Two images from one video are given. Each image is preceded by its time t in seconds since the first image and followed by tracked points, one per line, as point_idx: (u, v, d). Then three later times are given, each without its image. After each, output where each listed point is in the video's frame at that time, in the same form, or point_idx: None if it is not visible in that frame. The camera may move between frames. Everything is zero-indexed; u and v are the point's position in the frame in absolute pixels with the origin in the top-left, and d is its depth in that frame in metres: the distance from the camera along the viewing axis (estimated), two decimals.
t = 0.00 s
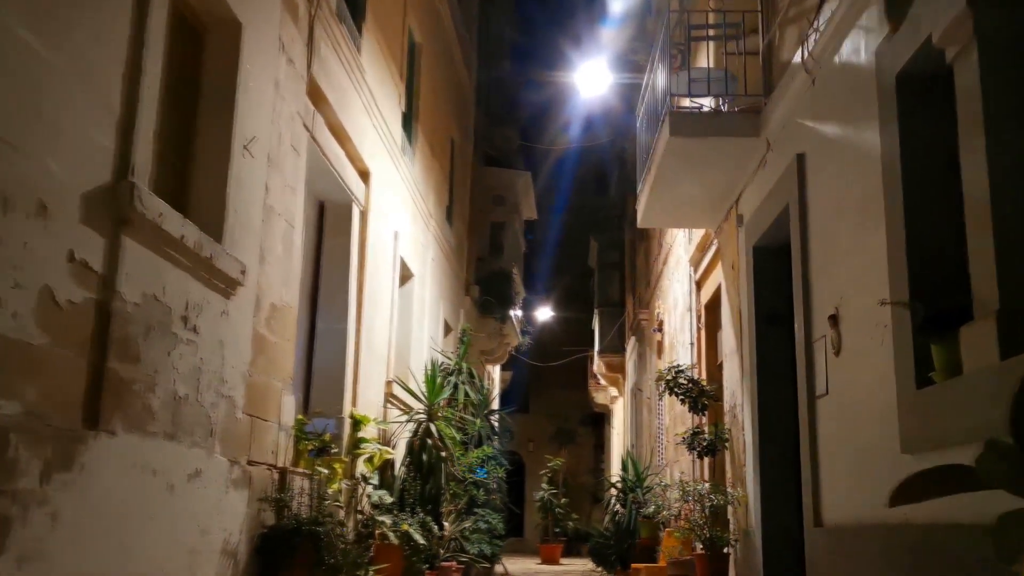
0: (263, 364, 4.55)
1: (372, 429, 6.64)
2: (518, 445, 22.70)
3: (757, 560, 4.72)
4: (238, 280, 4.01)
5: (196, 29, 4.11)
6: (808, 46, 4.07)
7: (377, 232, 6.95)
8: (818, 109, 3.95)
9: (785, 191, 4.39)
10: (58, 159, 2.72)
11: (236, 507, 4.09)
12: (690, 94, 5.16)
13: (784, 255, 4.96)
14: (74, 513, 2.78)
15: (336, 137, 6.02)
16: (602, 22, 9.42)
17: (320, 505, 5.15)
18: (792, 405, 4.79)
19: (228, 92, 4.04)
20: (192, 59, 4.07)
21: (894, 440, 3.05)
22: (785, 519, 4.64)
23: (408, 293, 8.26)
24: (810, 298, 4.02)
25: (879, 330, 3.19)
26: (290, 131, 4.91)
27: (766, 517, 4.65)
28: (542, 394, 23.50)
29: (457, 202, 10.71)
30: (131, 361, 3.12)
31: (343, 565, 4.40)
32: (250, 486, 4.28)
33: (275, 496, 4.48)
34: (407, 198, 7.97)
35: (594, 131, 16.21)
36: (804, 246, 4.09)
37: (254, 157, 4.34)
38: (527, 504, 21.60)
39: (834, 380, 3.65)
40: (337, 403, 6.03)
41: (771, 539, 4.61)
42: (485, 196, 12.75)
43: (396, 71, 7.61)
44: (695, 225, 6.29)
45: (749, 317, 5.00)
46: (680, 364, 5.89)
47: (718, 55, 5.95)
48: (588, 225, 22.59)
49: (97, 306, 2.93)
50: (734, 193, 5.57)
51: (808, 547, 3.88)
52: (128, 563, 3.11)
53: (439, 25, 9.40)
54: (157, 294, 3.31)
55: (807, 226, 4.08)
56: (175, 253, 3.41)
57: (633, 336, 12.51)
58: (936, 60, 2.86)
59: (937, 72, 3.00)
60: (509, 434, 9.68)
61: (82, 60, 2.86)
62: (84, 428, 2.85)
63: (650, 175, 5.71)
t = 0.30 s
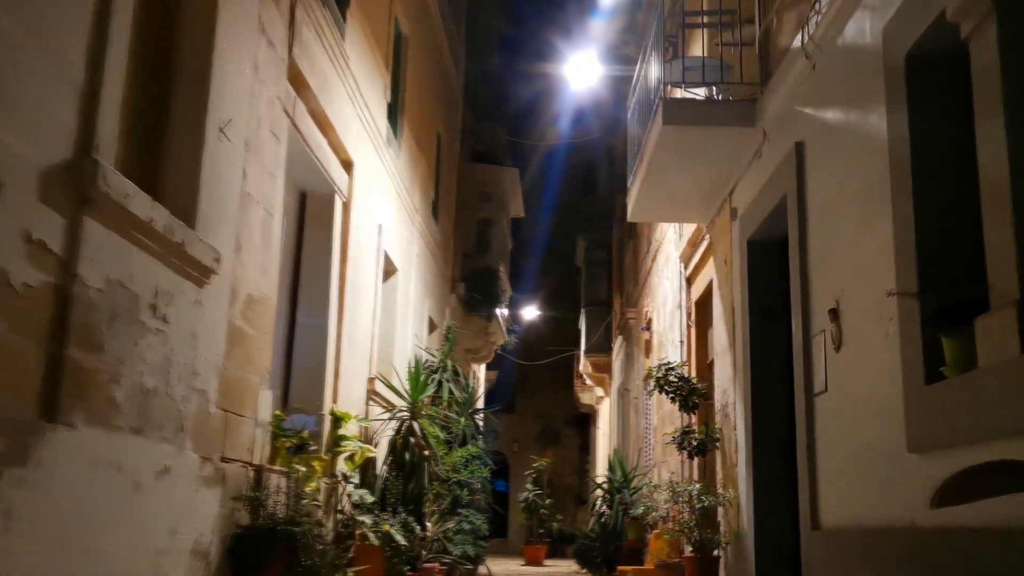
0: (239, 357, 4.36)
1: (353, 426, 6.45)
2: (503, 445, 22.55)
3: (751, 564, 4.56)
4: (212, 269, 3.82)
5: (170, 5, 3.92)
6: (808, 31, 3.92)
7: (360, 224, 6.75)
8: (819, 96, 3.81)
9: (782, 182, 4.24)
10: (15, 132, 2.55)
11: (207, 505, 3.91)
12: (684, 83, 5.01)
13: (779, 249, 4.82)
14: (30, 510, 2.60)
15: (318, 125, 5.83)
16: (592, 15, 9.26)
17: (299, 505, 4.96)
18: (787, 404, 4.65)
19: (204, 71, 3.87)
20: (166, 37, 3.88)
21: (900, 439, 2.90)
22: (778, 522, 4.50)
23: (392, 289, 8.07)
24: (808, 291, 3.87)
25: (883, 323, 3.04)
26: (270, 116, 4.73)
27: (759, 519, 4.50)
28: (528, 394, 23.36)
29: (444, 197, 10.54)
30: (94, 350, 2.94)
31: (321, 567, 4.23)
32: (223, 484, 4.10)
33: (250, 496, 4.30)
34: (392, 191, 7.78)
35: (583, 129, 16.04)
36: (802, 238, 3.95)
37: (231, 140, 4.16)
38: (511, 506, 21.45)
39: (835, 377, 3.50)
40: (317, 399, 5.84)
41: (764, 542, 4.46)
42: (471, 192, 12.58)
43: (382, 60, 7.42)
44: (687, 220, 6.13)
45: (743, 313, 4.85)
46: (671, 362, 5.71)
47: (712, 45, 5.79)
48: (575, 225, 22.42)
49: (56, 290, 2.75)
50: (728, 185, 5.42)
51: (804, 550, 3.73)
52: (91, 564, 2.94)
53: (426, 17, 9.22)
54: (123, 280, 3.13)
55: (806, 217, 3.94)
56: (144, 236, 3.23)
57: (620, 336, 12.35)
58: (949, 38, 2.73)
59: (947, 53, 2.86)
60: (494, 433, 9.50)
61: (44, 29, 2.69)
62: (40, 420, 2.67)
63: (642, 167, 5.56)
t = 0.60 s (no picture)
0: (217, 352, 4.19)
1: (338, 425, 6.28)
2: (493, 444, 22.41)
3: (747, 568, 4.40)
4: (185, 260, 3.65)
5: None
6: (811, 15, 3.76)
7: (346, 217, 6.56)
8: (823, 82, 3.65)
9: (782, 172, 4.08)
10: None
11: (179, 507, 3.75)
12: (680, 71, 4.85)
13: (778, 243, 4.66)
14: None
15: (303, 114, 5.64)
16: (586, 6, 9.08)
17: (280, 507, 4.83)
18: (786, 404, 4.49)
19: (179, 53, 3.69)
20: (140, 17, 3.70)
21: (910, 441, 2.75)
22: (778, 525, 4.34)
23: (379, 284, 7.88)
24: (810, 286, 3.71)
25: (891, 319, 2.89)
26: (251, 102, 4.55)
27: (756, 523, 4.34)
28: (518, 392, 23.21)
29: (435, 191, 10.36)
30: (55, 344, 2.76)
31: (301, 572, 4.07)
32: (198, 486, 3.94)
33: (227, 498, 4.14)
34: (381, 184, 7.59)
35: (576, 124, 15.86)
36: (804, 230, 3.79)
37: (208, 125, 3.98)
38: (501, 505, 21.31)
39: (839, 375, 3.34)
40: (300, 397, 5.67)
41: (763, 546, 4.30)
42: (460, 188, 12.40)
43: (370, 50, 7.23)
44: (683, 214, 5.96)
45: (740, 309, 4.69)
46: (665, 360, 5.53)
47: (709, 34, 5.63)
48: (567, 222, 22.24)
49: (13, 280, 2.57)
50: (725, 178, 5.25)
51: (804, 554, 3.58)
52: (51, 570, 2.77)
53: (416, 7, 9.03)
54: (88, 270, 2.95)
55: (808, 209, 3.78)
56: (112, 224, 3.05)
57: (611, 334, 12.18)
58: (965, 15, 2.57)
59: (962, 33, 2.70)
60: (484, 432, 9.33)
61: None
62: None
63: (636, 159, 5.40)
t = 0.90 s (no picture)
0: (197, 345, 4.02)
1: (325, 421, 6.10)
2: (483, 441, 22.28)
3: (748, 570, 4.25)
4: (161, 247, 3.48)
5: None
6: None
7: (335, 208, 6.37)
8: (831, 64, 3.50)
9: (786, 159, 3.94)
10: None
11: (154, 506, 3.60)
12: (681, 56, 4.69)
13: (780, 235, 4.50)
14: None
15: (290, 100, 5.46)
16: None
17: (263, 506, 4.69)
18: (789, 399, 4.34)
19: (156, 32, 3.54)
20: None
21: (928, 437, 2.61)
22: (783, 524, 4.19)
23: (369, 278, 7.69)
24: (818, 276, 3.57)
25: (906, 311, 2.75)
26: (234, 85, 4.38)
27: (758, 523, 4.19)
28: (508, 390, 23.05)
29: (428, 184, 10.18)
30: (20, 334, 2.60)
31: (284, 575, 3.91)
32: (174, 484, 3.77)
33: (208, 497, 3.98)
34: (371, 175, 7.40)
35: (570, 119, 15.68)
36: (811, 218, 3.65)
37: (188, 107, 3.81)
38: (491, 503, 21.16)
39: (850, 368, 3.20)
40: (286, 392, 5.49)
41: (766, 546, 4.15)
42: (452, 181, 12.22)
43: (360, 36, 7.04)
44: (681, 206, 5.80)
45: (741, 302, 4.54)
46: (662, 354, 5.36)
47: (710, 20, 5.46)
48: (559, 218, 22.05)
49: None
50: (726, 168, 5.10)
51: (810, 556, 3.44)
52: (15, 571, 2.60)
53: None
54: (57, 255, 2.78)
55: (815, 197, 3.64)
56: (82, 206, 2.89)
57: (604, 331, 12.01)
58: None
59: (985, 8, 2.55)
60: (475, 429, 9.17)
61: None
62: None
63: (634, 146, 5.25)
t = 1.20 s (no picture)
0: (177, 341, 3.83)
1: (313, 422, 5.91)
2: (474, 443, 22.10)
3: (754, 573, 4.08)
4: (139, 237, 3.30)
5: None
6: None
7: (324, 202, 6.17)
8: (844, 46, 3.34)
9: (794, 147, 3.78)
10: None
11: (131, 512, 3.42)
12: (681, 42, 4.52)
13: (785, 228, 4.34)
14: None
15: (276, 89, 5.27)
16: None
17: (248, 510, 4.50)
18: (796, 398, 4.17)
19: (132, 11, 3.35)
20: None
21: (957, 437, 2.44)
22: (790, 528, 4.02)
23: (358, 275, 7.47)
24: (831, 268, 3.41)
25: (931, 301, 2.59)
26: (217, 70, 4.19)
27: (765, 527, 4.02)
28: (499, 390, 22.89)
29: (419, 180, 9.98)
30: None
31: None
32: (153, 488, 3.59)
33: (189, 502, 3.79)
34: (362, 169, 7.20)
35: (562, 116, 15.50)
36: (823, 208, 3.49)
37: (167, 91, 3.63)
38: (482, 505, 21.02)
39: (869, 363, 3.04)
40: (273, 391, 5.30)
41: (773, 551, 3.99)
42: (443, 179, 12.03)
43: (350, 26, 6.84)
44: (680, 199, 5.62)
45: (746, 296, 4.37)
46: (661, 352, 5.18)
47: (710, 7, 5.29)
48: (551, 217, 21.86)
49: None
50: (728, 158, 4.93)
51: (824, 561, 3.27)
52: None
53: None
54: (23, 244, 2.60)
55: (827, 185, 3.48)
56: (50, 192, 2.69)
57: (597, 329, 11.83)
58: None
59: None
60: (467, 430, 8.99)
61: None
62: None
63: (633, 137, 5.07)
